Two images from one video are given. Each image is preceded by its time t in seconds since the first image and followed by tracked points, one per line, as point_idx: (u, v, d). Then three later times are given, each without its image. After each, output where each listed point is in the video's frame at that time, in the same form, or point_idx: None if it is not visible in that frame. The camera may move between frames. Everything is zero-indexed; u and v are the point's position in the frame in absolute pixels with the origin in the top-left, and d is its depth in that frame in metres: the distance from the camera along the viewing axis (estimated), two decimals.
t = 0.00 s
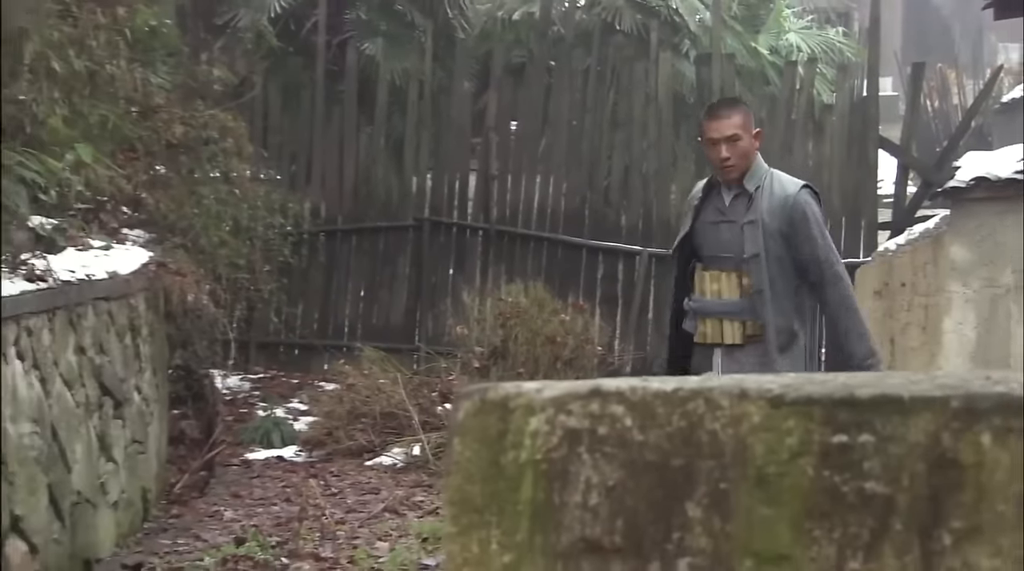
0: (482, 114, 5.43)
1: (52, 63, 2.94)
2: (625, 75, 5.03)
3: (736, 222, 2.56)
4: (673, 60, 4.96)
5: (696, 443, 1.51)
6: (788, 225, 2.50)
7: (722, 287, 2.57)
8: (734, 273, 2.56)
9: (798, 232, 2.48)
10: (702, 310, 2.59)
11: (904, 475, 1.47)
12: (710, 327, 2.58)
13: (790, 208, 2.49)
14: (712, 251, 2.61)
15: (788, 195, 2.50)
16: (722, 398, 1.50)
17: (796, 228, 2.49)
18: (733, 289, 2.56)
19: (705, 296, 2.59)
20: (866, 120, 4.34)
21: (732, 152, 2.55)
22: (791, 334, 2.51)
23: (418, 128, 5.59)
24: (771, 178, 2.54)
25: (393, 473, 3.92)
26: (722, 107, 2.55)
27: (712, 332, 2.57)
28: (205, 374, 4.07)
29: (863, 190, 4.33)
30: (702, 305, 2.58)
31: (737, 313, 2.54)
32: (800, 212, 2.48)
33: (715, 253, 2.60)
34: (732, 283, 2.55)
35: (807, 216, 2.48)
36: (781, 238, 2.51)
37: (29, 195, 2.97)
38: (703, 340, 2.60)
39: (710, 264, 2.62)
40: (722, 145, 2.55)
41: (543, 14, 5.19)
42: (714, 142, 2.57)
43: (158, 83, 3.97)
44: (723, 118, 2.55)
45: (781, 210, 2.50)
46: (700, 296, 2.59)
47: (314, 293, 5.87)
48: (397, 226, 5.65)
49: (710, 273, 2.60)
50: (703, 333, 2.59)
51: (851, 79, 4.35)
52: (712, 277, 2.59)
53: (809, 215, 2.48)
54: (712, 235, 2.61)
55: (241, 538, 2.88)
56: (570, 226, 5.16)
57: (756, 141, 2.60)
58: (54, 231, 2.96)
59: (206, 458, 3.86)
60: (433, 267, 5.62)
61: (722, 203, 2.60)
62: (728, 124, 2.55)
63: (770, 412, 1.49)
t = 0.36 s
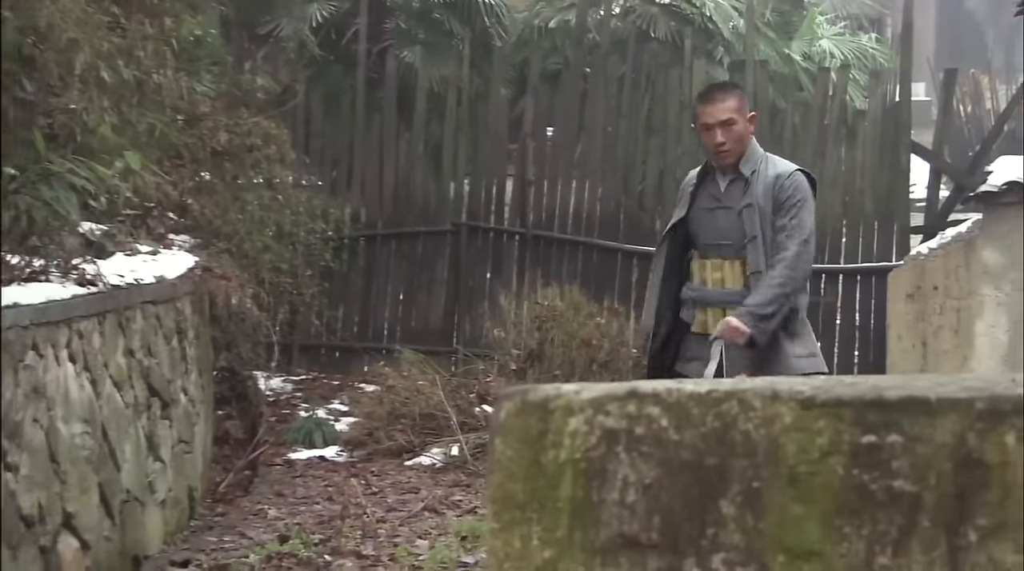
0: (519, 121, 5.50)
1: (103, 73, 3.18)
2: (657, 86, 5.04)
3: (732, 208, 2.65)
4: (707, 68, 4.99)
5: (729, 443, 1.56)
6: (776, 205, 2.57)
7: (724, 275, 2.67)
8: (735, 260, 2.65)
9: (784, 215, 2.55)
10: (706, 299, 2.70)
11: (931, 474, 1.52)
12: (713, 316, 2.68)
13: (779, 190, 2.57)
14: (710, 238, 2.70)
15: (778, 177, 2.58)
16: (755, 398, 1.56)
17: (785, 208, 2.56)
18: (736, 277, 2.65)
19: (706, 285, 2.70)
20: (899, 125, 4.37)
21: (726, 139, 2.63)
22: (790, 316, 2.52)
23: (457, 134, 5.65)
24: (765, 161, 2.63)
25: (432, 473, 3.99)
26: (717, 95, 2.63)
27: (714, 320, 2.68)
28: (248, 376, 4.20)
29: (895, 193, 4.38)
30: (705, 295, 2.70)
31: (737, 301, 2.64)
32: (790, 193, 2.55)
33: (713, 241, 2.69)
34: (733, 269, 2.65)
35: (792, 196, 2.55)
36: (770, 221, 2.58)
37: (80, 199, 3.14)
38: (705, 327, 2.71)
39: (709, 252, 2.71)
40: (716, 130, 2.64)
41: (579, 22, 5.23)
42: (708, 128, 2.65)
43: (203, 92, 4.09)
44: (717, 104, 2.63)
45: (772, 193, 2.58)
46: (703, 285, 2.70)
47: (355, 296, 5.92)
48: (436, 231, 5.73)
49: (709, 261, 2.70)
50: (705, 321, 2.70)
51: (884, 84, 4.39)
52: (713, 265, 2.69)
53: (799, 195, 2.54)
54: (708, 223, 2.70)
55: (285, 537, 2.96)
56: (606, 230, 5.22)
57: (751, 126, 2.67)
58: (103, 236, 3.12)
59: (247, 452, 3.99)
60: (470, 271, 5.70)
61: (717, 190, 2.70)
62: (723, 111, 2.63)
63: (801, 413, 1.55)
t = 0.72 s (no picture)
0: (551, 132, 5.60)
1: (149, 88, 3.39)
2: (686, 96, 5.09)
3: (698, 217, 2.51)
4: (735, 80, 4.94)
5: (754, 445, 1.64)
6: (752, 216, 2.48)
7: (688, 286, 2.50)
8: (699, 271, 2.50)
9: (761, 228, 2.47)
10: (669, 313, 2.50)
11: (947, 475, 1.59)
12: (675, 330, 2.50)
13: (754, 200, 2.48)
14: (672, 248, 2.53)
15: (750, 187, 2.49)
16: (779, 402, 1.63)
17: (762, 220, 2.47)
18: (701, 288, 2.49)
19: (669, 297, 2.51)
20: (925, 136, 4.44)
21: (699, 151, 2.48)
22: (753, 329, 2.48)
23: (490, 145, 5.72)
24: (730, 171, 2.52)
25: (466, 476, 4.07)
26: (687, 104, 2.45)
27: (678, 334, 2.49)
28: (288, 382, 4.29)
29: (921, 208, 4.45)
30: (668, 308, 2.50)
31: (707, 312, 2.47)
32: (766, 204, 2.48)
33: (676, 251, 2.53)
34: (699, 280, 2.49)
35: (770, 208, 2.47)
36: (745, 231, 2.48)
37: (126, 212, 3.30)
38: (665, 343, 2.51)
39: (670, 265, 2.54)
40: (690, 143, 2.47)
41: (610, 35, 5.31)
42: (680, 141, 2.47)
43: (244, 106, 4.23)
44: (687, 116, 2.45)
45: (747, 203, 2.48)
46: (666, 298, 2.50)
47: (391, 304, 6.04)
48: (470, 241, 5.81)
49: (671, 273, 2.53)
50: (666, 336, 2.50)
51: (911, 97, 4.44)
52: (676, 276, 2.51)
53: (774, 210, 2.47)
54: (670, 235, 2.54)
55: (324, 537, 3.05)
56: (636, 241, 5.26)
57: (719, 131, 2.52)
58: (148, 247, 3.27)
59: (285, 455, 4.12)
60: (503, 279, 5.76)
61: (675, 200, 2.55)
62: (695, 122, 2.46)
63: (823, 415, 1.62)
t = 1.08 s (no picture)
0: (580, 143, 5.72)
1: (195, 101, 3.58)
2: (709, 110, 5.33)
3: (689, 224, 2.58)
4: (757, 90, 5.09)
5: (768, 437, 1.76)
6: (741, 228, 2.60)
7: (672, 289, 2.55)
8: (685, 276, 2.56)
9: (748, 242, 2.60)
10: (652, 315, 2.55)
11: (949, 464, 1.70)
12: (656, 335, 2.56)
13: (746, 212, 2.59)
14: (662, 252, 2.57)
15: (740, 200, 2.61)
16: (791, 396, 1.75)
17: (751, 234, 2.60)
18: (686, 293, 2.55)
19: (652, 300, 2.56)
20: (942, 146, 4.62)
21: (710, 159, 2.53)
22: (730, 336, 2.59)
23: (520, 155, 5.84)
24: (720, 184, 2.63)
25: (498, 473, 4.19)
26: (702, 112, 2.53)
27: (657, 338, 2.56)
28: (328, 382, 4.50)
29: (940, 214, 4.65)
30: (653, 311, 2.55)
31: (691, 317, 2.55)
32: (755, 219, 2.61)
33: (664, 255, 2.57)
34: (685, 286, 2.55)
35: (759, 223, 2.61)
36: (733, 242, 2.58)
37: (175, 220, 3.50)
38: (643, 347, 2.57)
39: (653, 268, 2.57)
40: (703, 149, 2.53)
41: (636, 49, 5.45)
42: (694, 146, 2.52)
43: (285, 118, 4.37)
44: (703, 122, 2.52)
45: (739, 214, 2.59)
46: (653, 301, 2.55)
47: (425, 308, 6.19)
48: (501, 246, 5.93)
49: (655, 275, 2.56)
50: (646, 340, 2.56)
51: (927, 107, 4.63)
52: (661, 279, 2.56)
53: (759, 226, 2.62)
54: (660, 238, 2.57)
55: (363, 530, 3.19)
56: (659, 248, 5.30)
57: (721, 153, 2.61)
58: (194, 253, 3.44)
59: (322, 452, 4.28)
60: (534, 284, 5.89)
61: (664, 204, 2.59)
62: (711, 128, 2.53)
63: (833, 409, 1.74)
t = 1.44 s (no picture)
0: (609, 154, 5.89)
1: (240, 114, 3.87)
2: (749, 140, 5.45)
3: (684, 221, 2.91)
4: (779, 102, 5.67)
5: (778, 422, 1.88)
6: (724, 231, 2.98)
7: (670, 285, 2.88)
8: (679, 272, 2.89)
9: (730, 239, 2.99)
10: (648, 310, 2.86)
11: (947, 445, 1.82)
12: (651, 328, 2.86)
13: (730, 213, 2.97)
14: (663, 247, 2.89)
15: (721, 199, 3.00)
16: (799, 384, 1.88)
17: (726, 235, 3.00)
18: (679, 290, 2.89)
19: (649, 295, 2.87)
20: (959, 155, 5.28)
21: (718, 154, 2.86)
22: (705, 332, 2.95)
23: (551, 165, 6.02)
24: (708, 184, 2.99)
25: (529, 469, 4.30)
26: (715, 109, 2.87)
27: (651, 330, 2.86)
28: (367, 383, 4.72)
29: (955, 219, 5.36)
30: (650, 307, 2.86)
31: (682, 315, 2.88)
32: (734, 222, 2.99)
33: (664, 250, 2.89)
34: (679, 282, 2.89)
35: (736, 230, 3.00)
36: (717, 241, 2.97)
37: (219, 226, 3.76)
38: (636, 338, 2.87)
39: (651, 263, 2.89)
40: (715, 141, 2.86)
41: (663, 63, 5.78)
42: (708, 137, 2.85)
43: (325, 130, 4.69)
44: (717, 119, 2.86)
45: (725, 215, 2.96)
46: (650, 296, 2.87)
47: (459, 312, 6.36)
48: (531, 252, 6.10)
49: (654, 269, 2.88)
50: (642, 331, 2.86)
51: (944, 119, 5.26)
52: (660, 274, 2.88)
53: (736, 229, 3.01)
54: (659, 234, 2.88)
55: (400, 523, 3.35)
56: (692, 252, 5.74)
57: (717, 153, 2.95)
58: (240, 258, 3.74)
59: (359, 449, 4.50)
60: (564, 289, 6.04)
61: (666, 199, 2.91)
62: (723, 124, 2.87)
63: (838, 394, 1.86)
